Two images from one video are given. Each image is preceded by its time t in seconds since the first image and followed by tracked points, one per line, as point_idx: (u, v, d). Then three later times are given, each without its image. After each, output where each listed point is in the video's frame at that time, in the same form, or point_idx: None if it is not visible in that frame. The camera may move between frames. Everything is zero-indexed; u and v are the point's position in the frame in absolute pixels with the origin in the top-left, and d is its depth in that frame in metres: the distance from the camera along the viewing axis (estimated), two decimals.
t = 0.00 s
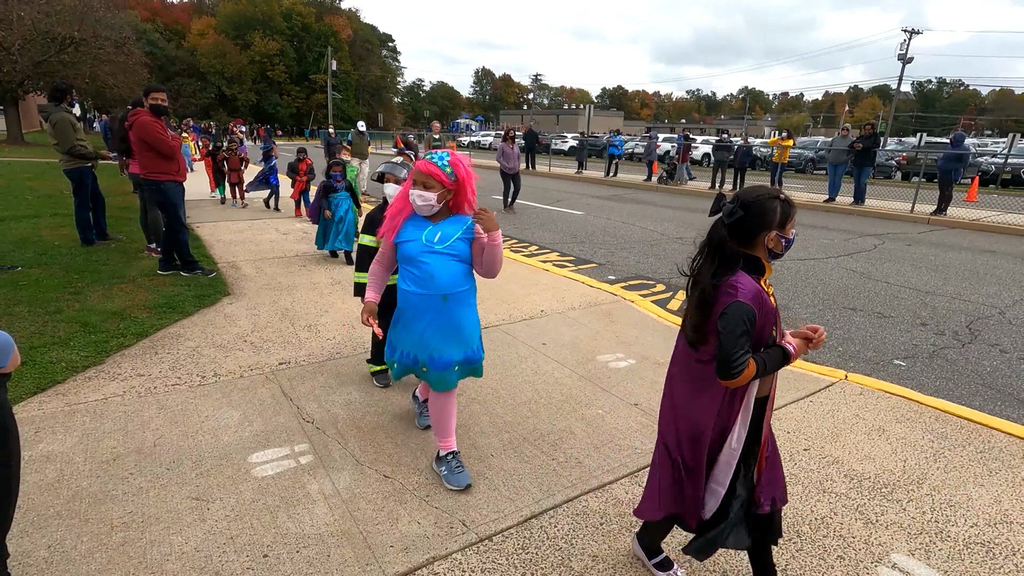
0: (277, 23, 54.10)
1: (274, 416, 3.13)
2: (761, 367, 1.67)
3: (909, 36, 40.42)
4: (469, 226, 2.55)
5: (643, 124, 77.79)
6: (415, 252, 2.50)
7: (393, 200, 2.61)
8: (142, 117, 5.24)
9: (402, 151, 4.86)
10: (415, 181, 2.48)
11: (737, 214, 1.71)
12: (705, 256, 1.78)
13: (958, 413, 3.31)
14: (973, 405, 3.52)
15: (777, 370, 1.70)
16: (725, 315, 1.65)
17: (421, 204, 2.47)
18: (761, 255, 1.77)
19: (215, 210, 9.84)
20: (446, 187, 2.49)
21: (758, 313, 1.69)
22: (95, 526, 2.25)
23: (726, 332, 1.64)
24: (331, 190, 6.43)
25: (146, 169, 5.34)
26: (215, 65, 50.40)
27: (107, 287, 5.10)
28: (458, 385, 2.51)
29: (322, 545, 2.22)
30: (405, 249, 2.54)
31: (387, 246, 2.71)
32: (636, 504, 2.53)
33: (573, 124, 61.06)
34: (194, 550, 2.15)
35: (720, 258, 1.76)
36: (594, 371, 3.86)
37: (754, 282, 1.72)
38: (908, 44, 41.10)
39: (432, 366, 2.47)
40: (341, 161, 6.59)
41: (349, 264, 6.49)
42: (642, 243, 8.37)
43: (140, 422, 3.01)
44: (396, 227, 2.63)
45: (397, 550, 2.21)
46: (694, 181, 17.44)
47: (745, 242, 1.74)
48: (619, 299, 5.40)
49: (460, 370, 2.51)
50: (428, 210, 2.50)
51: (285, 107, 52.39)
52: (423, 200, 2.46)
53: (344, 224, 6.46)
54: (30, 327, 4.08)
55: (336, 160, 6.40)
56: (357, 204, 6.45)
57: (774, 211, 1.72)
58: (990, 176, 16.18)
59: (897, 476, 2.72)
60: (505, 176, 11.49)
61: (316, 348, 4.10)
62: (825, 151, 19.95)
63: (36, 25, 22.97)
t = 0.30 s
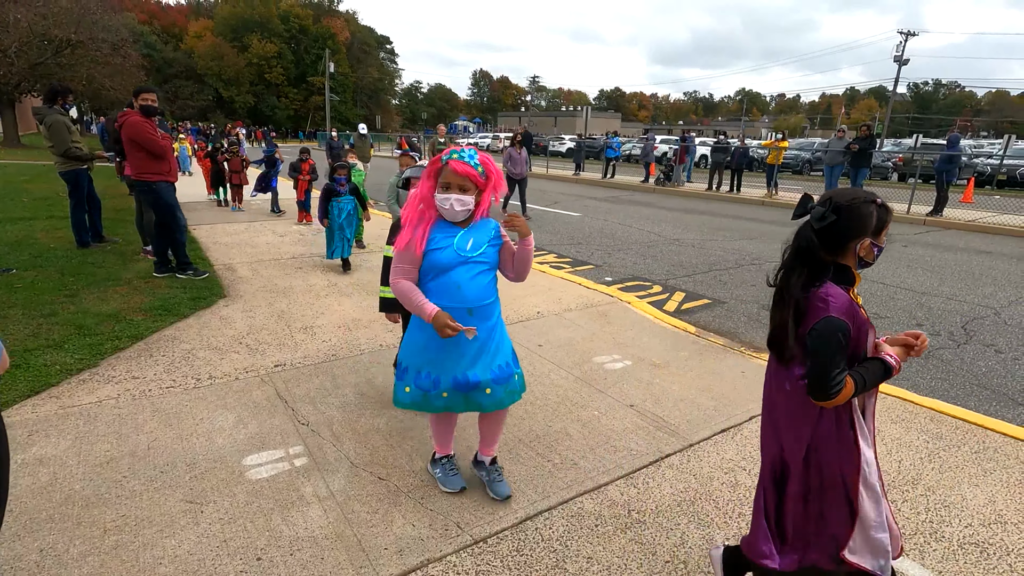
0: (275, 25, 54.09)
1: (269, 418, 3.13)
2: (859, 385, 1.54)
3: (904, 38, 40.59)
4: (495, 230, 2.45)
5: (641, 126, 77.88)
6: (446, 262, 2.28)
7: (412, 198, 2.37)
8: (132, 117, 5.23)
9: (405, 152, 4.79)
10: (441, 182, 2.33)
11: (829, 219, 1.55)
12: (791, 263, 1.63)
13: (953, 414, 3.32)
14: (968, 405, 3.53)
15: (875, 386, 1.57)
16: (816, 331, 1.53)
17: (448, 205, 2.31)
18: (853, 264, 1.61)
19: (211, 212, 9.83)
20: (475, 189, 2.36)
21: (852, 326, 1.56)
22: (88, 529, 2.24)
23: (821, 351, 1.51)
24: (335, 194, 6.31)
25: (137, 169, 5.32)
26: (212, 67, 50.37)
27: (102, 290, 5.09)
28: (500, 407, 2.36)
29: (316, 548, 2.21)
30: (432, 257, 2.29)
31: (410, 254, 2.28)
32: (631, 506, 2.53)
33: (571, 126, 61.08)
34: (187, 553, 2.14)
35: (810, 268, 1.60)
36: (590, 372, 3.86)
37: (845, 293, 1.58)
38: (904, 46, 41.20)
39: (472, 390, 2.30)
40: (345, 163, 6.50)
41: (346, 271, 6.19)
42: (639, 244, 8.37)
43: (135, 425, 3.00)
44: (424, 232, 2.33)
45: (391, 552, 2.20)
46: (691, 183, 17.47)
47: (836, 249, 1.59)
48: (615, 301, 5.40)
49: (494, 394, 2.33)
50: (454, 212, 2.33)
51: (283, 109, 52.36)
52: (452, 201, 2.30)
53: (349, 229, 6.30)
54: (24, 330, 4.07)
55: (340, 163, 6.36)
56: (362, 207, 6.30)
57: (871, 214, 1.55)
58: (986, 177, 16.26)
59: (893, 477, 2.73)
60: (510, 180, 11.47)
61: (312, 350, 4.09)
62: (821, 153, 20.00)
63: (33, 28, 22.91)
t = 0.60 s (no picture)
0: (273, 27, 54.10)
1: (268, 421, 3.13)
2: (963, 430, 1.44)
3: (902, 39, 40.68)
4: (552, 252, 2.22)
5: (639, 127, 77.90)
6: (509, 288, 2.03)
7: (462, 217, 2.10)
8: (135, 119, 5.23)
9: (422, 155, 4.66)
10: (500, 197, 2.07)
11: (940, 239, 1.44)
12: (891, 286, 1.54)
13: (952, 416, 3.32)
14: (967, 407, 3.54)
15: (982, 431, 1.46)
16: (917, 366, 1.43)
17: (510, 225, 2.06)
18: (966, 289, 1.49)
19: (210, 215, 9.83)
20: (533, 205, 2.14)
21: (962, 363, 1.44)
22: (87, 533, 2.24)
23: (921, 389, 1.42)
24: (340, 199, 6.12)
25: (137, 172, 5.32)
26: (211, 68, 50.36)
27: (101, 293, 5.09)
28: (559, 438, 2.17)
29: (316, 551, 2.21)
30: (494, 284, 2.04)
31: (469, 277, 2.03)
32: (631, 508, 2.54)
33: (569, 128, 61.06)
34: (187, 557, 2.14)
35: (915, 294, 1.49)
36: (589, 375, 3.87)
37: (954, 325, 1.47)
38: (901, 48, 41.29)
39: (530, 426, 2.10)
40: (353, 169, 6.29)
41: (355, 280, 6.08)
42: (637, 246, 8.38)
43: (134, 428, 3.00)
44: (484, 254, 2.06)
45: (391, 555, 2.21)
46: (689, 184, 17.49)
47: (944, 275, 1.47)
48: (614, 303, 5.41)
49: (554, 428, 2.14)
50: (514, 233, 2.08)
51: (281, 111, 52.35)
52: (513, 221, 2.06)
53: (354, 235, 6.05)
54: (23, 333, 4.07)
55: (346, 168, 6.11)
56: (370, 215, 6.07)
57: (988, 235, 1.43)
58: (983, 179, 16.31)
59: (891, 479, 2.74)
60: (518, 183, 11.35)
61: (311, 353, 4.10)
62: (819, 154, 20.03)
63: (31, 30, 22.89)
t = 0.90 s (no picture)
0: (271, 28, 54.06)
1: (267, 423, 3.12)
2: None
3: (898, 40, 40.88)
4: (613, 266, 2.04)
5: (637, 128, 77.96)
6: (562, 311, 1.87)
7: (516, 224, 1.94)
8: (140, 121, 5.21)
9: (423, 157, 4.64)
10: (565, 206, 1.90)
11: None
12: None
13: (949, 415, 3.33)
14: (963, 406, 3.55)
15: None
16: None
17: (571, 239, 1.89)
18: None
19: (208, 217, 9.81)
20: (597, 214, 1.96)
21: None
22: (86, 535, 2.24)
23: None
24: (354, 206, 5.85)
25: (145, 174, 5.31)
26: (208, 70, 50.31)
27: (99, 294, 5.07)
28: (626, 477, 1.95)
29: (315, 553, 2.21)
30: (546, 303, 1.89)
31: (519, 295, 1.91)
32: (629, 508, 2.54)
33: (567, 129, 61.11)
34: (186, 558, 2.14)
35: None
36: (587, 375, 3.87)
37: None
38: (897, 49, 41.41)
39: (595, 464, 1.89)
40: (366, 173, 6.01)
41: (373, 288, 5.86)
42: (636, 247, 8.38)
43: (132, 430, 3.00)
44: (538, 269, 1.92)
45: (390, 556, 2.21)
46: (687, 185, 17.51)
47: None
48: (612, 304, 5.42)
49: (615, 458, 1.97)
50: (572, 247, 1.91)
51: (279, 112, 52.30)
52: (574, 235, 1.89)
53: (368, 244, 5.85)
54: (20, 335, 4.05)
55: (362, 174, 5.86)
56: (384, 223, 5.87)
57: None
58: (980, 179, 16.39)
59: (889, 478, 2.74)
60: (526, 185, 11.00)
61: (309, 354, 4.10)
62: (816, 155, 20.06)
63: (28, 31, 22.82)
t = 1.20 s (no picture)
0: (267, 29, 53.96)
1: (263, 424, 3.11)
2: None
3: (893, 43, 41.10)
4: (684, 282, 1.82)
5: (633, 129, 78.06)
6: (638, 335, 1.63)
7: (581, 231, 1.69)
8: (146, 124, 5.21)
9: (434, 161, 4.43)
10: (643, 212, 1.67)
11: None
12: None
13: (945, 415, 3.34)
14: (959, 406, 3.57)
15: None
16: None
17: (646, 249, 1.66)
18: None
19: (203, 218, 9.78)
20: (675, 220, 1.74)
21: None
22: (79, 538, 2.22)
23: None
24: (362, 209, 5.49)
25: (144, 175, 5.27)
26: (204, 71, 50.19)
27: (93, 296, 5.05)
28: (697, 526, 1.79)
29: (310, 555, 2.20)
30: (619, 324, 1.64)
31: (588, 317, 1.65)
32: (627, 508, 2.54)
33: (564, 130, 61.17)
34: (180, 561, 2.13)
35: None
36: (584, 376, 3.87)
37: None
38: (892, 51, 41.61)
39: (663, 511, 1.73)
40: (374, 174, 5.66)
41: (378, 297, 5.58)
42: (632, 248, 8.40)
43: (126, 432, 2.98)
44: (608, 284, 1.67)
45: (386, 558, 2.20)
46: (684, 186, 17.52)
47: None
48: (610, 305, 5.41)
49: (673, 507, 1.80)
50: (648, 258, 1.67)
51: (275, 113, 52.20)
52: (651, 244, 1.66)
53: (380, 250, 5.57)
54: (14, 337, 4.03)
55: (374, 177, 5.51)
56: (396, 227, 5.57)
57: None
58: (974, 180, 16.49)
59: (884, 478, 2.75)
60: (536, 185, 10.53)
61: (305, 355, 4.08)
62: (812, 156, 20.10)
63: (22, 32, 22.70)
